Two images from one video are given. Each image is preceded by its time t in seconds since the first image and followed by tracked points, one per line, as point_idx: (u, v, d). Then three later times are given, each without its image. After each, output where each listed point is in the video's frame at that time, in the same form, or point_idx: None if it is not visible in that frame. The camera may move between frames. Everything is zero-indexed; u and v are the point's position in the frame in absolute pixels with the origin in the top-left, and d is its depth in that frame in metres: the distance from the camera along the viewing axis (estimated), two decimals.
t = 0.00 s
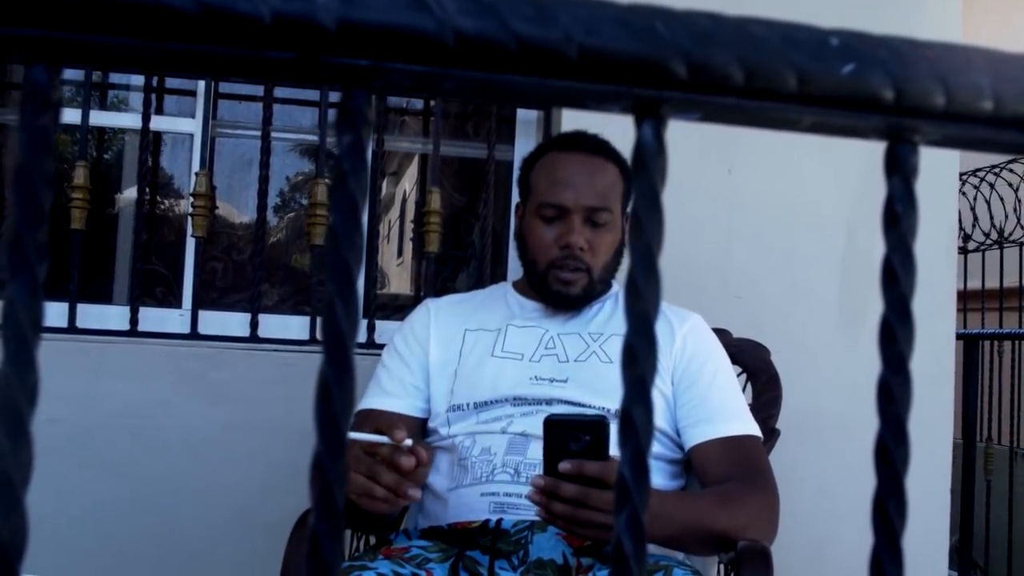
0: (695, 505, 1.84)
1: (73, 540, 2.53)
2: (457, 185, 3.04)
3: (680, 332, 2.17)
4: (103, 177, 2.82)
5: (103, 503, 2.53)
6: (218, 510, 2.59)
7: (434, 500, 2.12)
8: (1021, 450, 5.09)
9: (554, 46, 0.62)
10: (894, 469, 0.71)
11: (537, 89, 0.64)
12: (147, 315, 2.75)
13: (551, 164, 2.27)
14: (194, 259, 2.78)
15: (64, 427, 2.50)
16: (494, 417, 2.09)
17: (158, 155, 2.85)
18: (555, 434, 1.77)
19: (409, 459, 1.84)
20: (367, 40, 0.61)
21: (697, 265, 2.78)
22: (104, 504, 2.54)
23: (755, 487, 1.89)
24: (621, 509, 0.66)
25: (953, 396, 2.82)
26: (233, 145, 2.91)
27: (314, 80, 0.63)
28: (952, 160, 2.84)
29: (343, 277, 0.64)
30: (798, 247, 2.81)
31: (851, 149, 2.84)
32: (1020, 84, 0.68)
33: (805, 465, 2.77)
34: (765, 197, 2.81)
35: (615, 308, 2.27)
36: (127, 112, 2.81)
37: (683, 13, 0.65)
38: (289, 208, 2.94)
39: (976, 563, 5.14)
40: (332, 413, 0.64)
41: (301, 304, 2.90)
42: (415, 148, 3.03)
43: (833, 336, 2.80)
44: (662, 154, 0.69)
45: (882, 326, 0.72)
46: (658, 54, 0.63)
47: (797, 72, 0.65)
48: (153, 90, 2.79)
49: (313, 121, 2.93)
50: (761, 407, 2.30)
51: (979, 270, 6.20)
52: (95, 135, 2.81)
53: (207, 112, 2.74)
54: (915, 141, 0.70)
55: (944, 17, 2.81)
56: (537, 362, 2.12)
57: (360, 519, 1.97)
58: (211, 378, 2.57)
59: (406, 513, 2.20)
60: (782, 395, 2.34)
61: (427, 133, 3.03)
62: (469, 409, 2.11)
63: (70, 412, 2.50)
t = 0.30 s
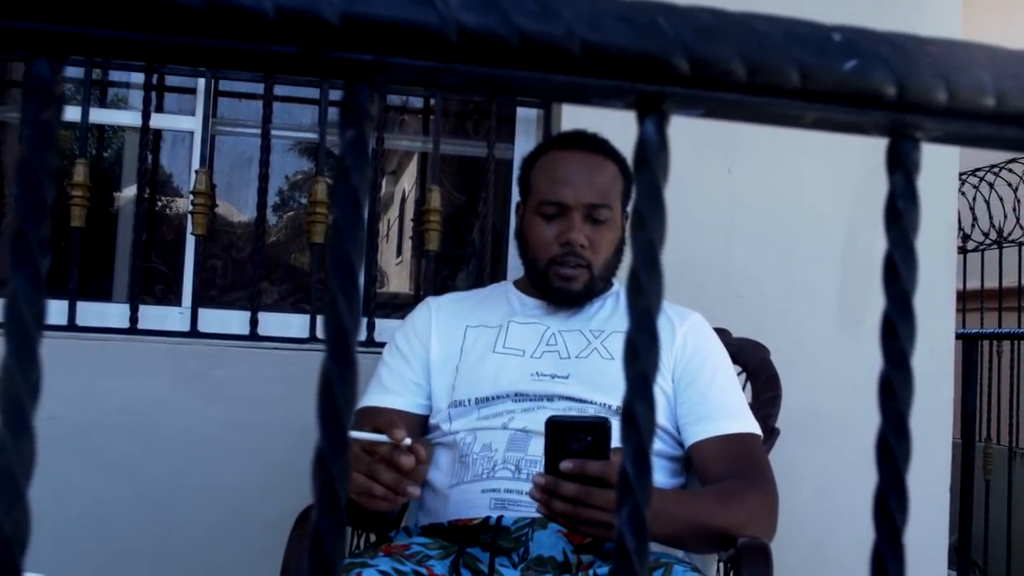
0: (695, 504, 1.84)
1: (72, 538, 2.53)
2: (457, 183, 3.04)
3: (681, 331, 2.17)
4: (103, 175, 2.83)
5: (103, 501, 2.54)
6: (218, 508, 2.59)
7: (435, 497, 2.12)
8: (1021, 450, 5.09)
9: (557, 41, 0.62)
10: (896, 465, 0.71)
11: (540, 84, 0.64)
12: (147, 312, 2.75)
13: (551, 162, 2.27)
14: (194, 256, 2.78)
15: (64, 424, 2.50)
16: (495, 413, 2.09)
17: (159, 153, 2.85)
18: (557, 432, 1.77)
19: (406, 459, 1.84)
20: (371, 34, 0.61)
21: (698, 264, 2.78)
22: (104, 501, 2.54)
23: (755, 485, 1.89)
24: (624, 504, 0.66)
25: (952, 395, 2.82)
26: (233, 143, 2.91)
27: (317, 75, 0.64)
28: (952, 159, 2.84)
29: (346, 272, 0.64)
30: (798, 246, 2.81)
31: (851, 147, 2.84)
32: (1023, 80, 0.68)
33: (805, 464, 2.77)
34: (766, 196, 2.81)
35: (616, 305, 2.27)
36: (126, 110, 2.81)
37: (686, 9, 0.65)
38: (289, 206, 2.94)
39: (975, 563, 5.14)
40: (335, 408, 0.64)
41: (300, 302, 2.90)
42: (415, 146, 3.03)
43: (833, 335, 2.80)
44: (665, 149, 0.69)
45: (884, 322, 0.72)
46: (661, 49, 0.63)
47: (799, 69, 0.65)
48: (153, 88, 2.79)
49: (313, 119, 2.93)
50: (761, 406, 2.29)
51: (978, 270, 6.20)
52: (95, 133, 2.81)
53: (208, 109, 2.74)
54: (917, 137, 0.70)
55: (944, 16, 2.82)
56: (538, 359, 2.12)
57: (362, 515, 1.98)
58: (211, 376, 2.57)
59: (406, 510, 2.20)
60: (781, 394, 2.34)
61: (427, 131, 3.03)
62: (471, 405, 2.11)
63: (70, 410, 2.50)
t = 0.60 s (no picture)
0: (695, 504, 1.84)
1: (72, 540, 2.52)
2: (456, 184, 3.04)
3: (681, 331, 2.18)
4: (102, 176, 2.82)
5: (102, 502, 2.53)
6: (218, 509, 2.59)
7: (434, 497, 2.12)
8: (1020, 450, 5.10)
9: (558, 40, 0.62)
10: (896, 465, 0.71)
11: (541, 84, 0.64)
12: (147, 314, 2.76)
13: (549, 163, 2.27)
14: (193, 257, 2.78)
15: (64, 426, 2.50)
16: (494, 414, 2.09)
17: (158, 155, 2.85)
18: (559, 430, 1.77)
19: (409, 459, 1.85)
20: (372, 34, 0.61)
21: (699, 265, 2.78)
22: (104, 502, 2.54)
23: (755, 485, 1.90)
24: (625, 503, 0.66)
25: (952, 396, 2.82)
26: (232, 144, 2.91)
27: (319, 75, 0.64)
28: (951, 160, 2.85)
29: (348, 272, 0.64)
30: (798, 247, 2.82)
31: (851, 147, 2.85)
32: (1022, 79, 0.68)
33: (804, 465, 2.77)
34: (766, 196, 2.82)
35: (615, 306, 2.27)
36: (126, 112, 2.82)
37: (687, 9, 0.66)
38: (287, 208, 2.94)
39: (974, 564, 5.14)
40: (337, 407, 0.64)
41: (299, 304, 2.90)
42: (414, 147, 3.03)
43: (834, 335, 2.80)
44: (666, 149, 0.69)
45: (884, 321, 0.72)
46: (662, 49, 0.64)
47: (800, 69, 0.65)
48: (153, 89, 2.79)
49: (312, 121, 2.93)
50: (760, 406, 2.29)
51: (977, 271, 6.21)
52: (95, 135, 2.81)
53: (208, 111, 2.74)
54: (917, 137, 0.71)
55: (943, 18, 2.82)
56: (537, 360, 2.13)
57: (361, 518, 1.97)
58: (211, 377, 2.57)
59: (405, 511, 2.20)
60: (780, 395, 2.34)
61: (426, 133, 3.03)
62: (470, 406, 2.11)
63: (69, 412, 2.49)
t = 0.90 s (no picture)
0: (692, 502, 1.84)
1: (70, 539, 2.52)
2: (455, 183, 3.04)
3: (678, 329, 2.18)
4: (100, 175, 2.82)
5: (100, 501, 2.53)
6: (216, 508, 2.59)
7: (432, 496, 2.11)
8: (1017, 448, 5.10)
9: (556, 37, 0.62)
10: (893, 460, 0.71)
11: (539, 80, 0.64)
12: (145, 312, 2.76)
13: (545, 161, 2.27)
14: (190, 256, 2.77)
15: (62, 424, 2.49)
16: (491, 412, 2.09)
17: (156, 153, 2.85)
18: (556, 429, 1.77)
19: (406, 459, 1.84)
20: (370, 31, 0.62)
21: (696, 264, 2.79)
22: (102, 502, 2.54)
23: (752, 482, 1.90)
24: (622, 500, 0.66)
25: (949, 393, 2.82)
26: (230, 143, 2.91)
27: (317, 71, 0.64)
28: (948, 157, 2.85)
29: (347, 269, 0.64)
30: (796, 246, 2.82)
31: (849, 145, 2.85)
32: (1019, 75, 0.68)
33: (802, 463, 2.78)
34: (763, 195, 2.82)
35: (612, 304, 2.27)
36: (124, 110, 2.80)
37: (684, 6, 0.66)
38: (285, 207, 2.94)
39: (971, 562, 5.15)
40: (336, 404, 0.64)
41: (297, 303, 2.90)
42: (411, 145, 3.02)
43: (831, 335, 2.80)
44: (664, 145, 0.69)
45: (880, 317, 0.72)
46: (659, 45, 0.64)
47: (797, 64, 0.65)
48: (150, 88, 2.79)
49: (310, 119, 2.93)
50: (757, 404, 2.30)
51: (974, 269, 6.21)
52: (92, 133, 2.81)
53: (205, 110, 2.74)
54: (914, 133, 0.71)
55: (940, 15, 2.82)
56: (535, 358, 2.13)
57: (360, 517, 1.98)
58: (210, 376, 2.57)
59: (403, 510, 2.20)
60: (778, 393, 2.34)
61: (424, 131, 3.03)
62: (467, 404, 2.11)
63: (68, 410, 2.49)
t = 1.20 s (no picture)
0: (691, 502, 1.84)
1: (68, 539, 2.52)
2: (454, 183, 3.05)
3: (677, 330, 2.18)
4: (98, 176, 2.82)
5: (98, 502, 2.53)
6: (214, 508, 2.59)
7: (431, 496, 2.11)
8: (1016, 448, 5.10)
9: (554, 37, 0.62)
10: (891, 460, 0.71)
11: (537, 81, 0.64)
12: (143, 312, 2.76)
13: (544, 161, 2.27)
14: (189, 256, 2.77)
15: (59, 425, 2.49)
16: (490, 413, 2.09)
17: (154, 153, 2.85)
18: (555, 427, 1.77)
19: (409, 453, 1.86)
20: (368, 31, 0.62)
21: (694, 264, 2.79)
22: (100, 502, 2.53)
23: (751, 483, 1.90)
24: (620, 499, 0.66)
25: (947, 394, 2.82)
26: (229, 143, 2.90)
27: (316, 71, 0.64)
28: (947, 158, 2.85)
29: (344, 269, 0.64)
30: (794, 246, 2.82)
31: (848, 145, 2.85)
32: (1018, 76, 0.68)
33: (800, 464, 2.78)
34: (762, 196, 2.82)
35: (612, 305, 2.27)
36: (123, 110, 2.79)
37: (681, 6, 0.66)
38: (284, 207, 2.94)
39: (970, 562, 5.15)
40: (333, 403, 0.64)
41: (296, 303, 2.90)
42: (410, 146, 3.02)
43: (829, 335, 2.81)
44: (662, 146, 0.69)
45: (879, 317, 0.72)
46: (657, 46, 0.64)
47: (795, 65, 0.65)
48: (149, 88, 2.79)
49: (309, 119, 2.93)
50: (756, 405, 2.29)
51: (973, 270, 6.22)
52: (91, 134, 2.81)
53: (204, 110, 2.74)
54: (912, 134, 0.71)
55: (939, 16, 2.82)
56: (534, 359, 2.13)
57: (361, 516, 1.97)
58: (208, 376, 2.57)
59: (403, 510, 2.20)
60: (777, 393, 2.34)
61: (422, 132, 3.03)
62: (466, 405, 2.11)
63: (66, 411, 2.49)
